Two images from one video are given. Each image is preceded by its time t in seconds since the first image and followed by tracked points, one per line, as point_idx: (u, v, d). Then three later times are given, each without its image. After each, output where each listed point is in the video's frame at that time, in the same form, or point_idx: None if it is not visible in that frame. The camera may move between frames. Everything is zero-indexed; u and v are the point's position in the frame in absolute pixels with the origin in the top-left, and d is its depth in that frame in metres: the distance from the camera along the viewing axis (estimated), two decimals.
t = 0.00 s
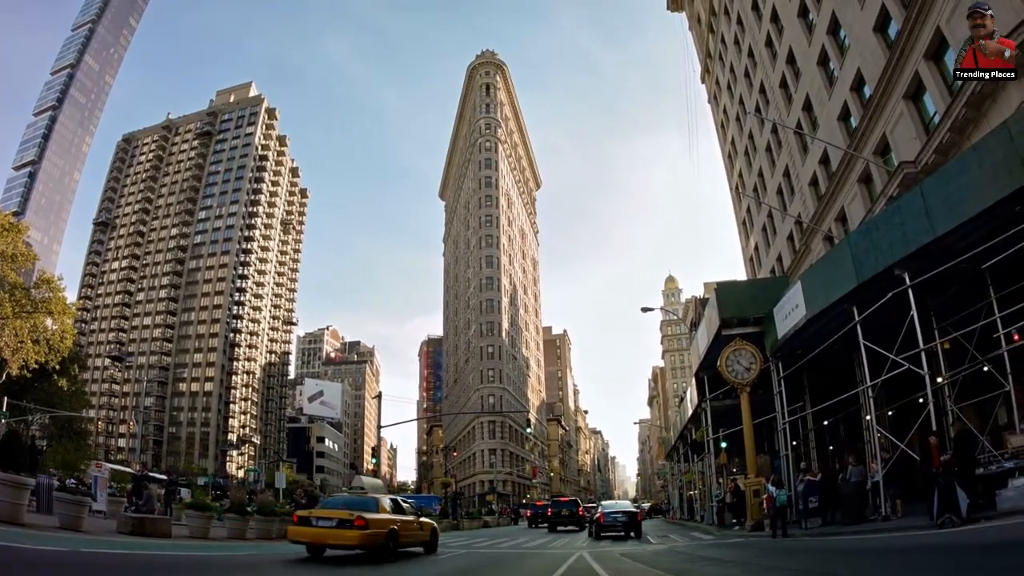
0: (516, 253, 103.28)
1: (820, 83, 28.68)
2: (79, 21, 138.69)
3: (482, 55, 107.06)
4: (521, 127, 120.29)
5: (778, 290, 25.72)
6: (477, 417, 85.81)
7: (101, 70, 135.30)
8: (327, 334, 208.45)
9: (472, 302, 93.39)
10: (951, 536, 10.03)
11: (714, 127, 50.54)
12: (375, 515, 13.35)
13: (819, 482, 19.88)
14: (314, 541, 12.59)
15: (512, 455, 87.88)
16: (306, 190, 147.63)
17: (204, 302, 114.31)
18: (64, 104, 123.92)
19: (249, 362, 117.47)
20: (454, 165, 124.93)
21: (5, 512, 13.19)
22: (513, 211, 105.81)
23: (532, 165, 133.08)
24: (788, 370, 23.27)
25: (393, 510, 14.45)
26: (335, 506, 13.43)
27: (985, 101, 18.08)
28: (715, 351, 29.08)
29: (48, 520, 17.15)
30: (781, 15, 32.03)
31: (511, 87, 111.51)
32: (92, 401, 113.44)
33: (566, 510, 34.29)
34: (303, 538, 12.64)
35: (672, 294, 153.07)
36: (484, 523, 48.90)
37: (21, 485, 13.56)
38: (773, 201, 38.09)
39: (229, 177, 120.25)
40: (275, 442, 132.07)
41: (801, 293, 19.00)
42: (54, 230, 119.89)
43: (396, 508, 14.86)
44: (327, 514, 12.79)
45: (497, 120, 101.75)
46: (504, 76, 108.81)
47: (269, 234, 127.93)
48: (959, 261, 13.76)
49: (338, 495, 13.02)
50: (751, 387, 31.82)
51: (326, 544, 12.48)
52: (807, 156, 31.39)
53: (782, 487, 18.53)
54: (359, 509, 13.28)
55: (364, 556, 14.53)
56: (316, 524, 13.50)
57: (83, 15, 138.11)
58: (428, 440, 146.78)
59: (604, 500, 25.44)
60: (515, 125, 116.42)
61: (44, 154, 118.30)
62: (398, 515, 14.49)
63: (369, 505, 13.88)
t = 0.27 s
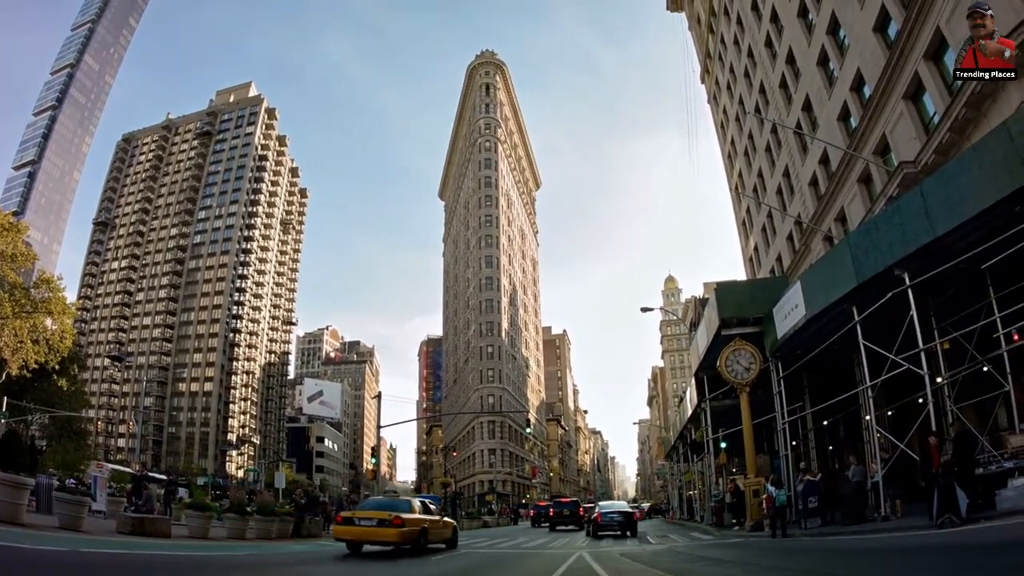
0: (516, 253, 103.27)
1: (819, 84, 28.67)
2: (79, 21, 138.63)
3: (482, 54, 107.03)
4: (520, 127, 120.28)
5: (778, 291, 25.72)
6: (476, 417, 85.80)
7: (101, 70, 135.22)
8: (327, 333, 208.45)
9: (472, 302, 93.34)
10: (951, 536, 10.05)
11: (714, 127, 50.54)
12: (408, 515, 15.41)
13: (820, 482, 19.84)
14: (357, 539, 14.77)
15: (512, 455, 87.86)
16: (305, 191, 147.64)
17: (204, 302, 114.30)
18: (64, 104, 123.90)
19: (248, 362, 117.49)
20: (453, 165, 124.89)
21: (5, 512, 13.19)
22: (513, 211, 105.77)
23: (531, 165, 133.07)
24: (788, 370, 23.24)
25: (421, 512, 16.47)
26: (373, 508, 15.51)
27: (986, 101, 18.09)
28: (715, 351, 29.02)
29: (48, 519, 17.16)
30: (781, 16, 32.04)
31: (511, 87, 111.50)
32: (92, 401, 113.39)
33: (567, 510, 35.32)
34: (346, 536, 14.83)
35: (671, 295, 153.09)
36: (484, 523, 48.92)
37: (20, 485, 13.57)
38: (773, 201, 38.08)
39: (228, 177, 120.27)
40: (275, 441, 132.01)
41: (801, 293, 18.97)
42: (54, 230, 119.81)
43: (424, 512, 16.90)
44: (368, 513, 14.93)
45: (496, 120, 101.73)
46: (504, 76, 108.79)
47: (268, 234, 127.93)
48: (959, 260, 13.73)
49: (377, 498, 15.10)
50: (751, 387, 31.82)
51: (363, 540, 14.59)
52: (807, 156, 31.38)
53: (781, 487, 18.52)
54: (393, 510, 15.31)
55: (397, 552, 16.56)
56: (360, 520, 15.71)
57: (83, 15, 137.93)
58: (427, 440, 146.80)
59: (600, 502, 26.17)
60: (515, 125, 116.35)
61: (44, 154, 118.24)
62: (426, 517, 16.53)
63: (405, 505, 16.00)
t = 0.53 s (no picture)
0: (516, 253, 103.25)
1: (819, 83, 28.66)
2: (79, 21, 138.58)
3: (482, 54, 106.98)
4: (520, 127, 120.27)
5: (778, 291, 25.72)
6: (476, 417, 85.82)
7: (101, 70, 135.15)
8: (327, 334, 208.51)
9: (472, 302, 93.34)
10: (951, 536, 10.03)
11: (714, 127, 50.55)
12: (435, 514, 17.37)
13: (820, 482, 19.83)
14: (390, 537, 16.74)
15: (512, 455, 87.87)
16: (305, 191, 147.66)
17: (204, 302, 114.29)
18: (64, 104, 123.88)
19: (248, 362, 117.49)
20: (453, 165, 124.89)
21: (5, 512, 13.19)
22: (513, 211, 105.76)
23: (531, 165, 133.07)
24: (788, 370, 23.24)
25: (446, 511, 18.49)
26: (401, 509, 17.42)
27: (985, 101, 18.10)
28: (715, 351, 29.02)
29: (48, 519, 17.18)
30: (781, 16, 32.04)
31: (511, 87, 111.50)
32: (92, 401, 113.35)
33: (568, 510, 36.13)
34: (379, 535, 16.77)
35: (671, 295, 153.12)
36: (484, 523, 48.99)
37: (20, 484, 13.57)
38: (773, 201, 38.07)
39: (228, 177, 120.27)
40: (275, 441, 131.92)
41: (801, 293, 18.97)
42: (53, 230, 119.76)
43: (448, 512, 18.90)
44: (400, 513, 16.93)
45: (496, 120, 101.73)
46: (504, 76, 108.80)
47: (268, 234, 127.87)
48: (959, 261, 13.71)
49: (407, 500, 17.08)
50: (751, 387, 31.83)
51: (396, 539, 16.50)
52: (807, 156, 31.38)
53: (781, 487, 18.52)
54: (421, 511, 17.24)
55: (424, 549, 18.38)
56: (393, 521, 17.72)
57: (83, 15, 137.88)
58: (427, 440, 146.85)
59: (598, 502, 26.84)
60: (515, 125, 116.33)
61: (44, 154, 118.18)
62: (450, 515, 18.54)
63: (431, 505, 18.05)
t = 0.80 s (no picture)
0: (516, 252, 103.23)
1: (819, 83, 28.67)
2: (79, 22, 138.52)
3: (482, 54, 106.97)
4: (520, 127, 120.27)
5: (778, 291, 25.72)
6: (476, 417, 85.84)
7: (101, 70, 135.10)
8: (327, 333, 208.47)
9: (472, 302, 93.33)
10: (951, 536, 10.04)
11: (714, 127, 50.53)
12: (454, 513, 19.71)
13: (819, 482, 19.82)
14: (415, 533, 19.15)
15: (512, 455, 87.90)
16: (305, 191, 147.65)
17: (204, 302, 114.32)
18: (64, 104, 123.93)
19: (248, 362, 117.49)
20: (453, 165, 124.85)
21: (5, 512, 13.18)
22: (513, 211, 105.76)
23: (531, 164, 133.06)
24: (788, 369, 23.23)
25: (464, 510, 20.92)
26: (424, 510, 19.74)
27: (985, 101, 18.10)
28: (715, 351, 29.01)
29: (49, 518, 17.22)
30: (781, 16, 32.05)
31: (511, 87, 111.49)
32: (92, 401, 113.35)
33: (568, 509, 37.12)
34: (405, 532, 19.15)
35: (671, 295, 153.09)
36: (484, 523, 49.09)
37: (21, 484, 13.59)
38: (773, 201, 38.06)
39: (228, 177, 120.28)
40: (275, 441, 131.93)
41: (800, 293, 19.00)
42: (53, 230, 119.68)
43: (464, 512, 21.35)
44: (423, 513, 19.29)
45: (496, 120, 101.71)
46: (504, 76, 108.78)
47: (268, 234, 127.92)
48: (959, 260, 13.72)
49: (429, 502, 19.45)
50: (750, 387, 31.82)
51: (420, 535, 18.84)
52: (807, 156, 31.39)
53: (781, 487, 18.50)
54: (442, 512, 19.59)
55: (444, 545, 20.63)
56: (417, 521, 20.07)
57: (83, 15, 137.85)
58: (427, 440, 146.80)
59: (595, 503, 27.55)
60: (514, 125, 116.38)
61: (44, 154, 118.14)
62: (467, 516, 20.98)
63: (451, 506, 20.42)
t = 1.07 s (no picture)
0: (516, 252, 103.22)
1: (819, 83, 28.66)
2: (80, 22, 138.54)
3: (482, 54, 106.96)
4: (520, 127, 120.24)
5: (778, 291, 25.72)
6: (476, 417, 85.85)
7: (100, 70, 135.07)
8: (327, 333, 208.53)
9: (472, 302, 93.33)
10: (951, 536, 10.04)
11: (714, 127, 50.52)
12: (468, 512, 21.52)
13: (819, 482, 19.84)
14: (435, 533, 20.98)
15: (512, 455, 87.90)
16: (305, 191, 147.61)
17: (205, 302, 114.30)
18: (64, 104, 123.94)
19: (248, 362, 117.44)
20: (453, 165, 124.84)
21: (5, 512, 13.19)
22: (513, 211, 105.72)
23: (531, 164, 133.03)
24: (788, 369, 23.20)
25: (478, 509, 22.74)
26: (441, 510, 21.50)
27: (985, 100, 18.10)
28: (715, 351, 29.00)
29: (49, 518, 17.19)
30: (780, 16, 32.06)
31: (511, 87, 111.46)
32: (92, 400, 113.35)
33: (567, 509, 37.69)
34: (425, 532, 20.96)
35: (671, 295, 153.04)
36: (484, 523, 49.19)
37: (21, 484, 13.59)
38: (773, 201, 38.05)
39: (228, 177, 120.25)
40: (275, 441, 131.88)
41: (801, 294, 18.99)
42: (53, 229, 119.64)
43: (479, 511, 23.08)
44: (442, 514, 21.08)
45: (496, 120, 101.68)
46: (504, 76, 108.73)
47: (268, 234, 127.90)
48: (959, 261, 13.73)
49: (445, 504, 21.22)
50: (751, 387, 31.82)
51: (439, 534, 20.55)
52: (807, 156, 31.39)
53: (781, 487, 18.50)
54: (458, 512, 21.26)
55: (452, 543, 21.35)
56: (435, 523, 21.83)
57: (83, 15, 137.81)
58: (427, 440, 146.86)
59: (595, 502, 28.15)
60: (514, 125, 116.41)
61: (44, 154, 118.10)
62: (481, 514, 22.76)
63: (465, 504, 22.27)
